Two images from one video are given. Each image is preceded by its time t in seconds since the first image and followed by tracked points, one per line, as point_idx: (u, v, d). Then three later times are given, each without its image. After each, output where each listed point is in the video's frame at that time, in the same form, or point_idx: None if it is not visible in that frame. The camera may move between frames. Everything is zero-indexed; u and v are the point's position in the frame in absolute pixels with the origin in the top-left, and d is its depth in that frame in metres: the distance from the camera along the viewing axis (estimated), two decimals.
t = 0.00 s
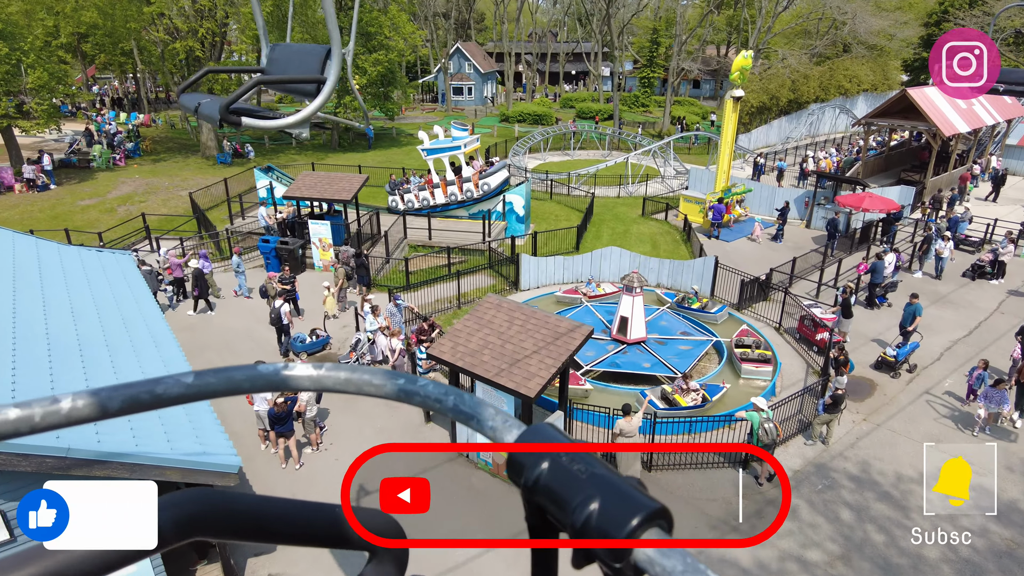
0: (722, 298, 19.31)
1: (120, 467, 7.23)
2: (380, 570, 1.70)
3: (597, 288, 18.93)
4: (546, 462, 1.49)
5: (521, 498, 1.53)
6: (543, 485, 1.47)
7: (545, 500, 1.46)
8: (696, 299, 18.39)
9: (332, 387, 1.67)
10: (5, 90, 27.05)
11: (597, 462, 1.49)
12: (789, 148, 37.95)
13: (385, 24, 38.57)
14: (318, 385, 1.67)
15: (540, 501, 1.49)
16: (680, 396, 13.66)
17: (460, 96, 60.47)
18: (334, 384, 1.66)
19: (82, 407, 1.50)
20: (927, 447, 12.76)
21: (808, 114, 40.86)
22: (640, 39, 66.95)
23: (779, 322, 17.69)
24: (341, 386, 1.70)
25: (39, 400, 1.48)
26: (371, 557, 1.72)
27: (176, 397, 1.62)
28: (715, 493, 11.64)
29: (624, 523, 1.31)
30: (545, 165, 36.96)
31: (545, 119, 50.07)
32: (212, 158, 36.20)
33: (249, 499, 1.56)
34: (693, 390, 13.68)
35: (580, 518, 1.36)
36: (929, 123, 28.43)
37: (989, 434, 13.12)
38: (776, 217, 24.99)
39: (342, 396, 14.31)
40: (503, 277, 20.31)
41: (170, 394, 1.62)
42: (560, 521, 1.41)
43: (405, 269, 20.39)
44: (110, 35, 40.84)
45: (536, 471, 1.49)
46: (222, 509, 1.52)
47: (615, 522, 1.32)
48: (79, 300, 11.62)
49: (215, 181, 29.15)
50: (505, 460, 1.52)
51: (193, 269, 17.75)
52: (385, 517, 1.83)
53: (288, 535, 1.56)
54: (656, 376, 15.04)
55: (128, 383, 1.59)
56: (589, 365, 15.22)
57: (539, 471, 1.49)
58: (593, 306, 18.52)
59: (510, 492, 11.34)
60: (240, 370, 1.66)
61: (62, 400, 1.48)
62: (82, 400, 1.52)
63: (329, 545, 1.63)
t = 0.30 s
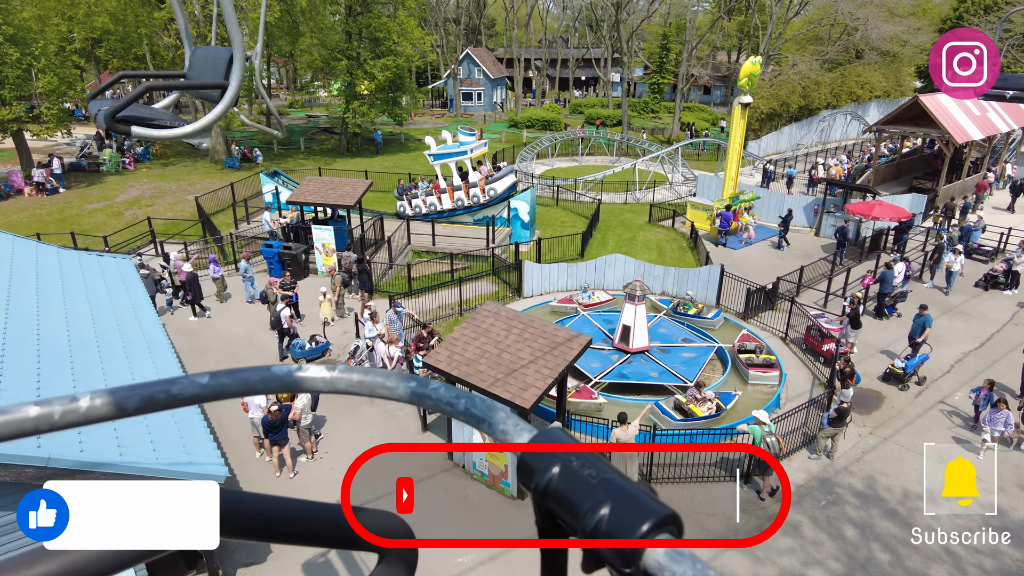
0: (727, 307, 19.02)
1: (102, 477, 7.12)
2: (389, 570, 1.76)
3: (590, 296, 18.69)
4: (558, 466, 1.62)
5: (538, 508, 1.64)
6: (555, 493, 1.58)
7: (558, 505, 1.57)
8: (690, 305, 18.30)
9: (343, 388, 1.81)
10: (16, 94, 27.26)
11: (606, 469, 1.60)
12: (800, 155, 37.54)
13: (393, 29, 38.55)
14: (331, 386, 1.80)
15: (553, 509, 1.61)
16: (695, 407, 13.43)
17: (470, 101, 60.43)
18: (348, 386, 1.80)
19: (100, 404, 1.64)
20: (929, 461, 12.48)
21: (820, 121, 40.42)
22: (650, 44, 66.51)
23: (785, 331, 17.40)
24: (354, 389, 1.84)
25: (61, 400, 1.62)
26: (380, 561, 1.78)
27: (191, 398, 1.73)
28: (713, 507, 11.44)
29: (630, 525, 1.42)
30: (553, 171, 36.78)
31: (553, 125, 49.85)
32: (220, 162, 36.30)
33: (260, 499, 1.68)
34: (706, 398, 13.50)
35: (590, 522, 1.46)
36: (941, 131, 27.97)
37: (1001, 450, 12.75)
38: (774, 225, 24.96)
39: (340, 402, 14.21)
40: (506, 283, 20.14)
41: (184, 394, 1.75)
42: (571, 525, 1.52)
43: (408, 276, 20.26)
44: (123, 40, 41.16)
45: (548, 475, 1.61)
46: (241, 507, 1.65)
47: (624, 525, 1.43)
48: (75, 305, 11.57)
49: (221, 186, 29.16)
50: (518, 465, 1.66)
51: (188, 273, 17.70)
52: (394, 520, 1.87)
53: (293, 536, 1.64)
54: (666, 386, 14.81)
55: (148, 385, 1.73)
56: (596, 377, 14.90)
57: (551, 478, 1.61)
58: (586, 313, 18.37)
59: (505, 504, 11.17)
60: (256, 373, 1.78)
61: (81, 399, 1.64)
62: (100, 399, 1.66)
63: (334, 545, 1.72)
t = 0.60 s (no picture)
0: (733, 321, 18.70)
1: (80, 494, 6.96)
2: None
3: (584, 310, 18.26)
4: (577, 485, 1.58)
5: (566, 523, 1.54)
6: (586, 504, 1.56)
7: (576, 523, 1.52)
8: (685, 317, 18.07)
9: (364, 403, 1.78)
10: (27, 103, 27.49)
11: (622, 488, 1.60)
12: (810, 166, 37.16)
13: (401, 40, 38.67)
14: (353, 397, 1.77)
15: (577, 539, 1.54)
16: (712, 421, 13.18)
17: (479, 111, 60.53)
18: (369, 399, 1.76)
19: (129, 417, 1.63)
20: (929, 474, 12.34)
21: (831, 132, 40.05)
22: (661, 55, 66.39)
23: (792, 346, 16.98)
24: (374, 403, 1.81)
25: (93, 410, 1.61)
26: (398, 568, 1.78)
27: (216, 409, 1.68)
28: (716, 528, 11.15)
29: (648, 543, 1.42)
30: (560, 182, 36.60)
31: (562, 136, 49.77)
32: (229, 171, 36.48)
33: (289, 509, 1.71)
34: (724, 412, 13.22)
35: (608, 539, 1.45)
36: (954, 143, 27.54)
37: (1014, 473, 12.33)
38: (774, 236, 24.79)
39: (335, 415, 14.03)
40: (509, 295, 19.95)
41: (211, 407, 1.69)
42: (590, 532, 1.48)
43: (410, 286, 20.11)
44: (137, 50, 41.62)
45: (566, 493, 1.58)
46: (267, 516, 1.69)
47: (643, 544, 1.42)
48: (68, 318, 11.48)
49: (228, 195, 29.26)
50: (537, 481, 1.64)
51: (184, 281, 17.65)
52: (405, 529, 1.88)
53: (312, 543, 1.69)
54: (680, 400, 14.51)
55: (177, 397, 1.71)
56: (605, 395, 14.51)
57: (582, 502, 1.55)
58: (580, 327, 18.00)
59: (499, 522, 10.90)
60: (280, 386, 1.74)
61: (112, 410, 1.62)
62: (130, 411, 1.66)
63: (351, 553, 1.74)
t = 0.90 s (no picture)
0: (737, 340, 18.36)
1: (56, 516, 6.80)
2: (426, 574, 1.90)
3: (577, 330, 17.97)
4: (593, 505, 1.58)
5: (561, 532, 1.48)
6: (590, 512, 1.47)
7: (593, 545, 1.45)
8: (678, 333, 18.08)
9: (382, 419, 1.83)
10: (37, 118, 27.74)
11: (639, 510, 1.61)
12: (819, 183, 36.90)
13: (409, 56, 38.83)
14: (373, 415, 1.83)
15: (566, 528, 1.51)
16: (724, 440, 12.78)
17: (487, 127, 60.70)
18: (387, 416, 1.82)
19: (152, 432, 1.70)
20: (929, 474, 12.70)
21: (839, 148, 39.77)
22: (669, 71, 66.45)
23: (797, 366, 16.65)
24: (391, 420, 1.84)
25: (120, 425, 1.69)
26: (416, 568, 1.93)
27: (237, 425, 1.74)
28: (722, 548, 11.03)
29: (668, 569, 1.45)
30: (566, 197, 36.50)
31: (569, 151, 49.82)
32: (235, 186, 36.67)
33: (298, 523, 1.80)
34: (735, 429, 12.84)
35: (626, 564, 1.42)
36: (964, 159, 27.21)
37: None
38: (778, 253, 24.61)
39: (329, 433, 13.85)
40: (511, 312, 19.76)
41: (231, 422, 1.75)
42: (606, 567, 1.43)
43: (412, 302, 19.96)
44: (148, 65, 42.02)
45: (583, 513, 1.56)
46: (278, 531, 1.77)
47: (661, 569, 1.45)
48: (60, 334, 11.38)
49: (233, 209, 29.33)
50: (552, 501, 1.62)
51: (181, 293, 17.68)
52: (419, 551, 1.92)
53: (331, 557, 1.77)
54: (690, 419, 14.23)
55: (198, 411, 1.77)
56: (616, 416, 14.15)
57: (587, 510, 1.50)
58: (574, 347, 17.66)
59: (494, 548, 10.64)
60: (298, 401, 1.81)
61: (137, 424, 1.69)
62: (154, 425, 1.73)
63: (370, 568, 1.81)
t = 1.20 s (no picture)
0: (744, 360, 17.98)
1: (33, 540, 6.64)
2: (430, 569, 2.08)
3: (571, 351, 17.60)
4: (610, 526, 1.68)
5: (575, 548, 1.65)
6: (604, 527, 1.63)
7: (611, 565, 1.61)
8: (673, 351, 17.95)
9: (396, 431, 1.86)
10: (49, 134, 28.06)
11: (652, 529, 1.74)
12: (828, 201, 36.60)
13: (418, 74, 39.07)
14: (386, 428, 1.85)
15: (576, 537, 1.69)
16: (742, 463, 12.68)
17: (496, 144, 60.87)
18: (402, 429, 1.85)
19: (163, 442, 1.76)
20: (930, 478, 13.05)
21: (849, 166, 39.46)
22: (678, 89, 66.48)
23: (804, 389, 16.28)
24: (407, 432, 1.87)
25: (132, 435, 1.77)
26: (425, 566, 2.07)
27: (251, 435, 1.82)
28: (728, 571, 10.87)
29: None
30: (573, 214, 36.37)
31: (577, 168, 49.85)
32: (244, 202, 36.88)
33: (304, 534, 1.97)
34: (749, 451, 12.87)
35: None
36: (976, 177, 26.86)
37: None
38: (783, 272, 24.28)
39: (325, 452, 13.66)
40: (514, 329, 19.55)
41: (245, 432, 1.82)
42: None
43: (414, 319, 19.80)
44: (161, 82, 42.53)
45: (602, 533, 1.66)
46: (280, 539, 1.94)
47: None
48: (53, 350, 11.27)
49: (240, 225, 29.43)
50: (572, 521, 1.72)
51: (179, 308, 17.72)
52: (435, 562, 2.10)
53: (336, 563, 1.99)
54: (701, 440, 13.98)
55: (213, 422, 1.81)
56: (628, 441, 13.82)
57: (598, 521, 1.68)
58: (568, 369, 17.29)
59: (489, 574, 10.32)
60: (310, 413, 1.86)
61: (149, 434, 1.78)
62: (165, 437, 1.79)
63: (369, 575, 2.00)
